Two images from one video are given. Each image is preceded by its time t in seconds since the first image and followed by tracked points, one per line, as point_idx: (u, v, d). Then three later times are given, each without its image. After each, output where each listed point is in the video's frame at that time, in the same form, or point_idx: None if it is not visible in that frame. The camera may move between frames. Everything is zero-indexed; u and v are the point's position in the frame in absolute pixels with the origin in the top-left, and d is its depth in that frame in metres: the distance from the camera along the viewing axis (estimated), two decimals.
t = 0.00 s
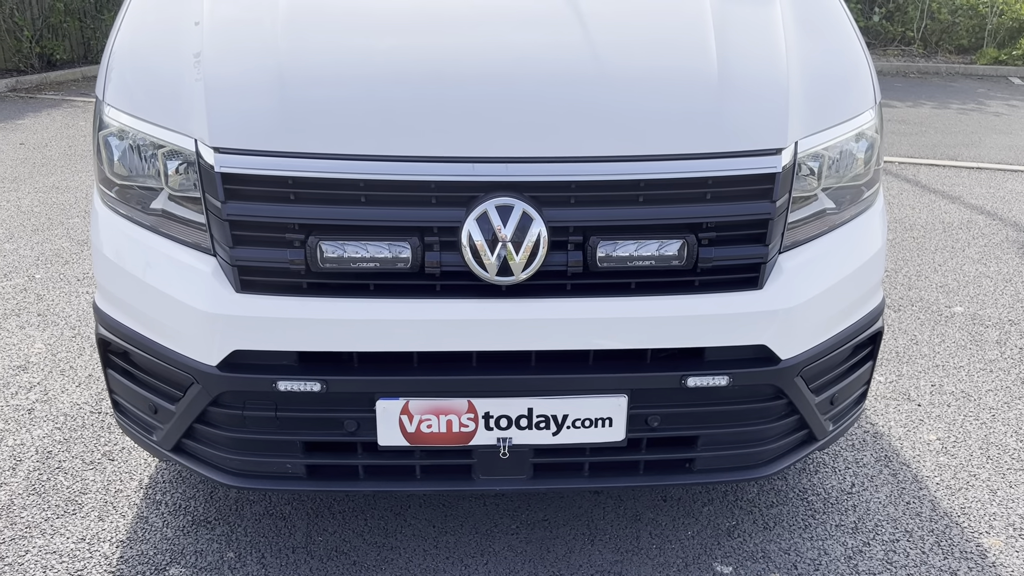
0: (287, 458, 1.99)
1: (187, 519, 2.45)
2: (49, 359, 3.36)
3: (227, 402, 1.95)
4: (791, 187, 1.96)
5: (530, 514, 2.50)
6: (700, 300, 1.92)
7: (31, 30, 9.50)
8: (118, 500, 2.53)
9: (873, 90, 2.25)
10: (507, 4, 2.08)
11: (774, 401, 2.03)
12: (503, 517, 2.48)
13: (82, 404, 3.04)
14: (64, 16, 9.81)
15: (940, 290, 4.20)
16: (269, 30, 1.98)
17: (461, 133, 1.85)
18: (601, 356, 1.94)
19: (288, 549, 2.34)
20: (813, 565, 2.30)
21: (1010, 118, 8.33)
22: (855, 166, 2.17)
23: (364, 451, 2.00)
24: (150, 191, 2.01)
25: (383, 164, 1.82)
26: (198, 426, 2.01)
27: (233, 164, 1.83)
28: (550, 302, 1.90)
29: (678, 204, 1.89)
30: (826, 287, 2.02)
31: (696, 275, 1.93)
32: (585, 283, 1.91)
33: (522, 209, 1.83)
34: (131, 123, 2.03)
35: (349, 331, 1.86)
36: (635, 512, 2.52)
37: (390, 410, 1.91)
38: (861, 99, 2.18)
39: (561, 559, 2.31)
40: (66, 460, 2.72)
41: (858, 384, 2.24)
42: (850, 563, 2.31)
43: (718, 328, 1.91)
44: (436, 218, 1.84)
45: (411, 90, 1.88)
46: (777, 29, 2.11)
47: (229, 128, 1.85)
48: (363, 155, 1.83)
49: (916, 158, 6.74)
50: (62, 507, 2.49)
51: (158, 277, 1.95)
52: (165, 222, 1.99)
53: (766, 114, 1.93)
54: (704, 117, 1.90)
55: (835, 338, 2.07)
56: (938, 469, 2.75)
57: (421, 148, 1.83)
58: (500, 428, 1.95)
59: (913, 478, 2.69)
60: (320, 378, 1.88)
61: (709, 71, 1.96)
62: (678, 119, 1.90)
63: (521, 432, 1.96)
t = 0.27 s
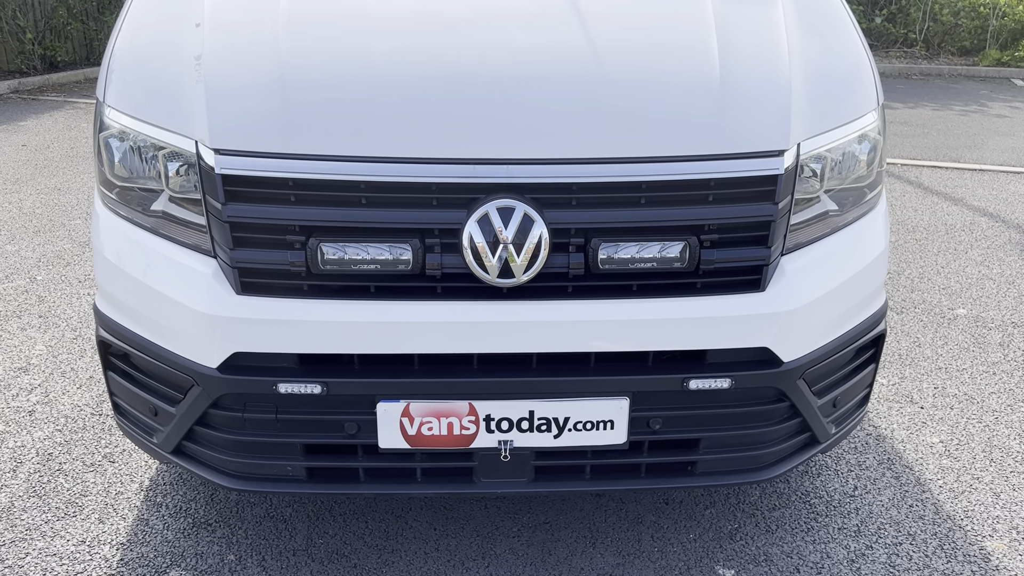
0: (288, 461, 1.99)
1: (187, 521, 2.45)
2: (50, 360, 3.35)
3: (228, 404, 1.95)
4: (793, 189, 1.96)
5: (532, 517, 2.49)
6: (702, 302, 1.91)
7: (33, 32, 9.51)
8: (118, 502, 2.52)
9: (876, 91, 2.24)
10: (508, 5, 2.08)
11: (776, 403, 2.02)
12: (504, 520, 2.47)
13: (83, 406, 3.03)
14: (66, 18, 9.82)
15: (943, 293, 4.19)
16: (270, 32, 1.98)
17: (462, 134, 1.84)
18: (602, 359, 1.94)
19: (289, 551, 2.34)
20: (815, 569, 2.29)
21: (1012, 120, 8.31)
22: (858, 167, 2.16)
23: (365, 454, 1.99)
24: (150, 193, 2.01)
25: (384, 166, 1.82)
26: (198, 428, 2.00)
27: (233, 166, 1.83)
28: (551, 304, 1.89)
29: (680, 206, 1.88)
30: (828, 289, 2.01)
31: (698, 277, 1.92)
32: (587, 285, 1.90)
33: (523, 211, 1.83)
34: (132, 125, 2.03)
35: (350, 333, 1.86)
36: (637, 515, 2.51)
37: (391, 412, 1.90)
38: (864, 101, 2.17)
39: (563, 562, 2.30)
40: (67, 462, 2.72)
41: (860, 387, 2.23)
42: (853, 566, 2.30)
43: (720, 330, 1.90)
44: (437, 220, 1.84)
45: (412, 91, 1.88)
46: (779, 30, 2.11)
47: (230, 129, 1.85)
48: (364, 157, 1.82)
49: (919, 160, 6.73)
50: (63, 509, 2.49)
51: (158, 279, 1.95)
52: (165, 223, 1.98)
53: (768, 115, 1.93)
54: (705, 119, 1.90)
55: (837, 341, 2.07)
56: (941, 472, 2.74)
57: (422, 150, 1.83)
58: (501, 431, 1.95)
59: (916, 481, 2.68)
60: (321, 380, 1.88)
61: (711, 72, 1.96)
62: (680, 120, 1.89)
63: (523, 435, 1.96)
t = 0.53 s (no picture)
0: (288, 465, 1.98)
1: (187, 525, 2.45)
2: (51, 363, 3.35)
3: (227, 408, 1.95)
4: (794, 192, 1.95)
5: (533, 520, 2.48)
6: (703, 305, 1.91)
7: (35, 34, 9.52)
8: (118, 506, 2.52)
9: (877, 94, 2.23)
10: (509, 8, 2.07)
11: (777, 407, 2.01)
12: (505, 524, 2.46)
13: (83, 409, 3.03)
14: (67, 20, 9.83)
15: (945, 295, 4.18)
16: (270, 35, 1.98)
17: (462, 137, 1.84)
18: (603, 362, 1.93)
19: (289, 555, 2.33)
20: (816, 572, 2.29)
21: (1014, 121, 8.31)
22: (859, 170, 2.15)
23: (365, 457, 1.99)
24: (150, 196, 2.01)
25: (384, 169, 1.82)
26: (198, 431, 2.00)
27: (233, 169, 1.82)
28: (552, 308, 1.89)
29: (681, 209, 1.88)
30: (829, 292, 2.01)
31: (699, 280, 1.92)
32: (587, 289, 1.90)
33: (523, 214, 1.82)
34: (132, 128, 2.02)
35: (350, 336, 1.85)
36: (638, 518, 2.50)
37: (391, 415, 1.90)
38: (865, 103, 2.17)
39: (563, 566, 2.30)
40: (67, 465, 2.71)
41: (861, 390, 2.23)
42: (855, 570, 2.29)
43: (721, 333, 1.90)
44: (438, 223, 1.83)
45: (412, 94, 1.88)
46: (780, 33, 2.10)
47: (229, 133, 1.84)
48: (364, 160, 1.82)
49: (920, 162, 6.72)
50: (63, 512, 2.48)
51: (158, 282, 1.95)
52: (165, 226, 1.98)
53: (768, 118, 1.92)
54: (706, 122, 1.89)
55: (838, 344, 2.06)
56: (943, 475, 2.73)
57: (422, 153, 1.83)
58: (501, 434, 1.94)
59: (918, 484, 2.67)
60: (321, 384, 1.87)
61: (712, 75, 1.95)
62: (681, 123, 1.89)
63: (523, 438, 1.95)
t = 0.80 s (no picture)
0: (288, 465, 1.99)
1: (188, 525, 2.45)
2: (52, 364, 3.35)
3: (228, 408, 1.95)
4: (794, 192, 1.96)
5: (533, 521, 2.49)
6: (703, 305, 1.91)
7: (36, 35, 9.52)
8: (120, 506, 2.52)
9: (877, 94, 2.24)
10: (509, 9, 2.08)
11: (777, 406, 2.02)
12: (505, 524, 2.47)
13: (85, 410, 3.03)
14: (68, 22, 9.84)
15: (945, 295, 4.18)
16: (271, 36, 1.98)
17: (462, 138, 1.85)
18: (603, 363, 1.94)
19: (291, 555, 2.33)
20: (817, 572, 2.29)
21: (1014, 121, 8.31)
22: (858, 170, 2.15)
23: (365, 457, 1.99)
24: (151, 197, 2.01)
25: (384, 169, 1.82)
26: (199, 432, 2.00)
27: (234, 170, 1.83)
28: (552, 308, 1.89)
29: (681, 210, 1.88)
30: (829, 292, 2.01)
31: (699, 280, 1.92)
32: (587, 289, 1.90)
33: (524, 214, 1.83)
34: (133, 129, 2.03)
35: (351, 337, 1.86)
36: (638, 519, 2.50)
37: (392, 416, 1.90)
38: (865, 103, 2.17)
39: (564, 566, 2.30)
40: (68, 465, 2.72)
41: (862, 390, 2.23)
42: (855, 570, 2.29)
43: (721, 333, 1.90)
44: (438, 223, 1.84)
45: (412, 95, 1.88)
46: (779, 33, 2.10)
47: (230, 133, 1.85)
48: (364, 161, 1.82)
49: (920, 162, 6.73)
50: (64, 513, 2.49)
51: (159, 283, 1.95)
52: (166, 227, 1.98)
53: (768, 118, 1.93)
54: (705, 122, 1.90)
55: (838, 344, 2.06)
56: (943, 475, 2.73)
57: (422, 153, 1.83)
58: (502, 434, 1.95)
59: (918, 484, 2.67)
60: (322, 384, 1.88)
61: (711, 75, 1.96)
62: (681, 123, 1.89)
63: (524, 438, 1.96)
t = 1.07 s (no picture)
0: (287, 465, 1.99)
1: (188, 526, 2.45)
2: (52, 365, 3.36)
3: (227, 409, 1.95)
4: (792, 193, 1.96)
5: (532, 521, 2.49)
6: (701, 306, 1.91)
7: (37, 37, 9.54)
8: (120, 507, 2.53)
9: (875, 95, 2.24)
10: (507, 11, 2.08)
11: (775, 407, 2.02)
12: (505, 524, 2.47)
13: (85, 411, 3.04)
14: (69, 23, 9.85)
15: (945, 296, 4.19)
16: (270, 38, 1.99)
17: (460, 139, 1.85)
18: (602, 363, 1.94)
19: (290, 556, 2.34)
20: (815, 573, 2.29)
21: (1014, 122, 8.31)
22: (856, 171, 2.16)
23: (364, 458, 2.00)
24: (150, 198, 2.01)
25: (382, 171, 1.82)
26: (198, 433, 2.01)
27: (233, 171, 1.83)
28: (550, 309, 1.89)
29: (679, 211, 1.88)
30: (827, 293, 2.01)
31: (697, 281, 1.92)
32: (586, 290, 1.91)
33: (522, 215, 1.83)
34: (132, 131, 2.03)
35: (350, 338, 1.86)
36: (638, 519, 2.51)
37: (391, 417, 1.91)
38: (863, 105, 2.17)
39: (563, 566, 2.30)
40: (69, 466, 2.72)
41: (860, 391, 2.23)
42: (854, 570, 2.29)
43: (719, 334, 1.90)
44: (436, 224, 1.84)
45: (410, 97, 1.88)
46: (778, 35, 2.11)
47: (230, 135, 1.85)
48: (363, 162, 1.83)
49: (920, 163, 6.73)
50: (64, 513, 2.49)
51: (159, 284, 1.95)
52: (166, 229, 1.99)
53: (766, 119, 1.93)
54: (703, 123, 1.90)
55: (836, 345, 2.06)
56: (942, 476, 2.74)
57: (420, 155, 1.83)
58: (500, 435, 1.95)
59: (917, 485, 2.68)
60: (320, 385, 1.88)
61: (709, 77, 1.96)
62: (678, 125, 1.89)
63: (522, 439, 1.96)
